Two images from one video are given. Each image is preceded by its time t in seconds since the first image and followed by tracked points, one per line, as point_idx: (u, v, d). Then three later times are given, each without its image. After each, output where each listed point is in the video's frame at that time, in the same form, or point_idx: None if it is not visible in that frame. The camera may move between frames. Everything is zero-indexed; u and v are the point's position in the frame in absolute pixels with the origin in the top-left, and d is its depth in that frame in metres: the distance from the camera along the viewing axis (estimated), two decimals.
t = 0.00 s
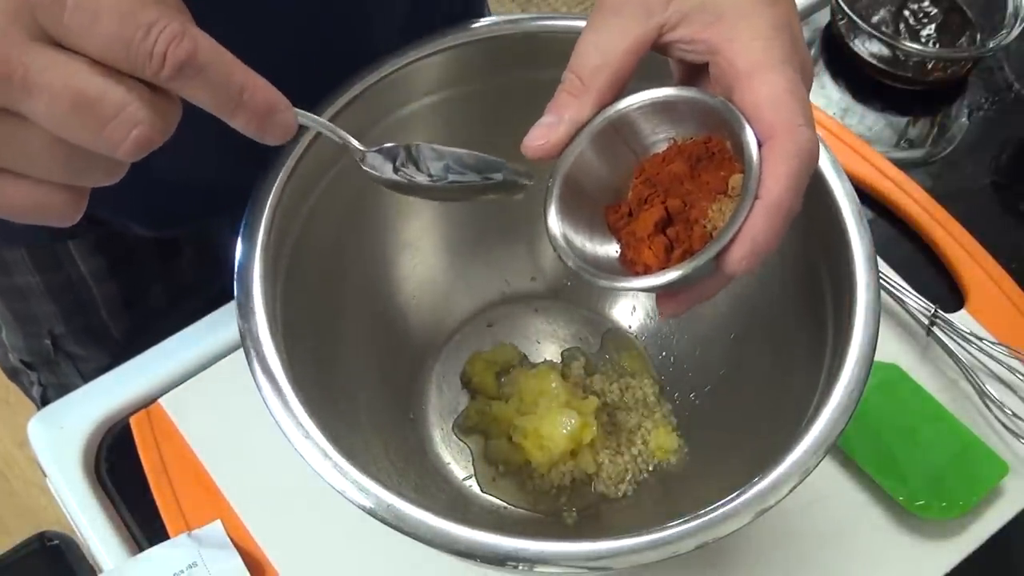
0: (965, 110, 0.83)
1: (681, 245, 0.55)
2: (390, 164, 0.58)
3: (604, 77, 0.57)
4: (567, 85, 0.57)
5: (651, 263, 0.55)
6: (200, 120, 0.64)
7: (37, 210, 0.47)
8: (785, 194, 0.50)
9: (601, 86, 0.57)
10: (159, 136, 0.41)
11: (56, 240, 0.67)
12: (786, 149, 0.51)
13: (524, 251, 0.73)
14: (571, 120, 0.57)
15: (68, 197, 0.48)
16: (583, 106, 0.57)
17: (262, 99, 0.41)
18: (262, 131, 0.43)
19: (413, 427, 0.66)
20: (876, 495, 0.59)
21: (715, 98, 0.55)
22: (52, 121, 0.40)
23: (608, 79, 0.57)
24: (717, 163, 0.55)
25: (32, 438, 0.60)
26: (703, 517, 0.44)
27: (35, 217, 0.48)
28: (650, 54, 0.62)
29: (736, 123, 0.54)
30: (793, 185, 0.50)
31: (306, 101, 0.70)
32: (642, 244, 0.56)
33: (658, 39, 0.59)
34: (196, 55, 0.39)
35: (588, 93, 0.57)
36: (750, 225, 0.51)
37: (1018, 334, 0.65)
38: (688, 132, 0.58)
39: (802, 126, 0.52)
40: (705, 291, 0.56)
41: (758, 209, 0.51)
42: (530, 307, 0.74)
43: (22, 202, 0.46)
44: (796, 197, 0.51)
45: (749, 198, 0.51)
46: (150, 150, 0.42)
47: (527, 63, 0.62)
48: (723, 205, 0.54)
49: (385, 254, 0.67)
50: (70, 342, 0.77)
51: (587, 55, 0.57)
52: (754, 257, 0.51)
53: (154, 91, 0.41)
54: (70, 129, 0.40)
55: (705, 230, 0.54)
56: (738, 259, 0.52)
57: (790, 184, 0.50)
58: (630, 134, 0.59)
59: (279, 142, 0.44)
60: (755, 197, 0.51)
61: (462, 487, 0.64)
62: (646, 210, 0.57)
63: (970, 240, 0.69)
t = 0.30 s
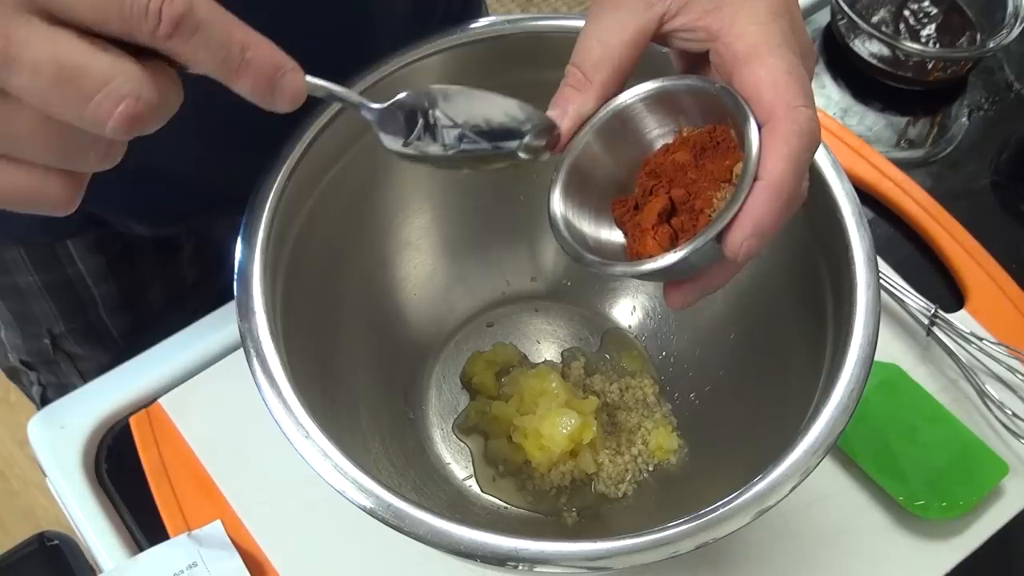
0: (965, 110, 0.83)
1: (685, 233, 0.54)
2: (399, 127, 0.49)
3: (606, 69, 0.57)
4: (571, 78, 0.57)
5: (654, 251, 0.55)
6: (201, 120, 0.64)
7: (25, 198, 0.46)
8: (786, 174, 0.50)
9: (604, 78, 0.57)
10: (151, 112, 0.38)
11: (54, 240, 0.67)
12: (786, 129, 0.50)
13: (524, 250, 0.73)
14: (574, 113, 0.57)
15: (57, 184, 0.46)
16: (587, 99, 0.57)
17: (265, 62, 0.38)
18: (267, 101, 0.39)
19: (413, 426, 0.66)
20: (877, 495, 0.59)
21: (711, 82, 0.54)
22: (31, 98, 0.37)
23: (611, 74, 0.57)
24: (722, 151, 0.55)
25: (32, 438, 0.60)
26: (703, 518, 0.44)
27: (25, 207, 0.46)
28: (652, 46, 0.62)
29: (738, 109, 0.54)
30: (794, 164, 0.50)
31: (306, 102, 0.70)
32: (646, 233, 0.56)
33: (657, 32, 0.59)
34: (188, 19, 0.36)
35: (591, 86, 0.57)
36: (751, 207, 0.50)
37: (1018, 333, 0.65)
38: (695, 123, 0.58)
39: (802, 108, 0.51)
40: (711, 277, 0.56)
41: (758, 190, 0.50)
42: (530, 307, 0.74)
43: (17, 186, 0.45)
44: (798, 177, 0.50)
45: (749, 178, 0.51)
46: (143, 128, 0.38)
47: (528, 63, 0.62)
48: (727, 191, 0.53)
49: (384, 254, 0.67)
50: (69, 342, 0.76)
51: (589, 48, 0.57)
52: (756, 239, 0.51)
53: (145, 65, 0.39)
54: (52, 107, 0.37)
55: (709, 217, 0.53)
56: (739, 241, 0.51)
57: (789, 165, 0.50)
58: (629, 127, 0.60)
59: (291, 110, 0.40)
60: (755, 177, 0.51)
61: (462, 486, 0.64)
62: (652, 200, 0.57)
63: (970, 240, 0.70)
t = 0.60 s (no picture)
0: (965, 110, 0.83)
1: (671, 235, 0.54)
2: (413, 119, 0.50)
3: (595, 65, 0.57)
4: (559, 73, 0.58)
5: (639, 252, 0.55)
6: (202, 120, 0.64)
7: (41, 173, 0.45)
8: (776, 183, 0.50)
9: (593, 74, 0.57)
10: (172, 84, 0.39)
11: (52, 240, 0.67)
12: (777, 137, 0.51)
13: (524, 250, 0.73)
14: (563, 107, 0.58)
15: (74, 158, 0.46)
16: (575, 93, 0.57)
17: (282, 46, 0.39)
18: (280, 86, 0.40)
19: (412, 427, 0.66)
20: (877, 495, 0.59)
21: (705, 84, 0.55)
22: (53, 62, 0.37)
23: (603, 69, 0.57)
24: (708, 155, 0.55)
25: (32, 438, 0.60)
26: (703, 518, 0.44)
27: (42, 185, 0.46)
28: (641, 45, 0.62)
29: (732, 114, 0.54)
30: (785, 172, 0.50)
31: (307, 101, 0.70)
32: (630, 234, 0.56)
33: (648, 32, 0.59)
34: None
35: (580, 81, 0.57)
36: (744, 217, 0.51)
37: (1018, 333, 0.65)
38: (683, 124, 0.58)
39: (793, 117, 0.52)
40: (695, 279, 0.56)
41: (751, 199, 0.50)
42: (530, 307, 0.74)
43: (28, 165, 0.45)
44: (788, 185, 0.51)
45: (742, 187, 0.51)
46: (157, 98, 0.39)
47: (528, 63, 0.62)
48: (715, 195, 0.54)
49: (384, 254, 0.67)
50: (69, 342, 0.76)
51: (579, 44, 0.57)
52: (747, 248, 0.51)
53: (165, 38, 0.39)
54: (75, 74, 0.38)
55: (696, 220, 0.54)
56: (730, 251, 0.51)
57: (780, 174, 0.50)
58: (619, 129, 0.60)
59: (308, 97, 0.42)
60: (748, 186, 0.51)
61: (462, 486, 0.64)
62: (637, 201, 0.57)
63: (970, 240, 0.69)
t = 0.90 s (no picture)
0: (965, 110, 0.83)
1: (693, 273, 0.59)
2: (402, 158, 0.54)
3: (608, 110, 0.57)
4: (575, 118, 0.58)
5: (665, 292, 0.60)
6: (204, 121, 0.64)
7: (49, 215, 0.46)
8: (779, 231, 0.52)
9: (607, 117, 0.57)
10: (172, 144, 0.40)
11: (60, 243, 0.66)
12: (781, 186, 0.51)
13: (524, 250, 0.73)
14: (579, 153, 0.58)
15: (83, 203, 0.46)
16: (589, 138, 0.58)
17: (281, 110, 0.39)
18: (279, 142, 0.41)
19: (412, 427, 0.66)
20: (877, 495, 0.59)
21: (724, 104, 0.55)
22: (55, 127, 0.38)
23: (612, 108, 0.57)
24: (722, 188, 0.58)
25: (32, 438, 0.60)
26: (703, 517, 0.44)
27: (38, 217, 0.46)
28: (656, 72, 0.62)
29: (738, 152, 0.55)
30: (787, 220, 0.51)
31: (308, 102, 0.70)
32: (655, 272, 0.60)
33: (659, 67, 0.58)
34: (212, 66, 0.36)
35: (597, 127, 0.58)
36: (752, 266, 0.53)
37: (1018, 334, 0.65)
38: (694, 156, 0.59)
39: (801, 161, 0.52)
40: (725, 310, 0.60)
41: (758, 247, 0.53)
42: (530, 308, 0.74)
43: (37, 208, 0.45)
44: (796, 233, 0.52)
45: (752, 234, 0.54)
46: (166, 160, 0.40)
47: (528, 64, 0.62)
48: (729, 232, 0.57)
49: (384, 254, 0.67)
50: (73, 342, 0.76)
51: (590, 88, 0.57)
52: (760, 290, 0.54)
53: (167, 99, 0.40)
54: (79, 138, 0.38)
55: (713, 257, 0.58)
56: (743, 294, 0.55)
57: (787, 224, 0.52)
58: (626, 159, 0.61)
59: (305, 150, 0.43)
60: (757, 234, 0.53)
61: (462, 486, 0.64)
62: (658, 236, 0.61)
63: (970, 240, 0.70)
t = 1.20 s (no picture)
0: (965, 110, 0.83)
1: (720, 245, 0.55)
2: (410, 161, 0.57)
3: (638, 80, 0.55)
4: (602, 87, 0.56)
5: (688, 265, 0.56)
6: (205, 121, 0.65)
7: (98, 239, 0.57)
8: (834, 201, 0.50)
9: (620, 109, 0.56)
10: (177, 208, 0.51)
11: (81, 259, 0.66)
12: (834, 155, 0.51)
13: (524, 250, 0.73)
14: (607, 123, 0.56)
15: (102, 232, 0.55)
16: (618, 109, 0.56)
17: (253, 159, 0.47)
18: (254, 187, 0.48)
19: (412, 427, 0.66)
20: (876, 495, 0.59)
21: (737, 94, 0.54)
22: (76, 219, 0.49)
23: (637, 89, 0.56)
24: (749, 161, 0.55)
25: (32, 438, 0.60)
26: (703, 517, 0.44)
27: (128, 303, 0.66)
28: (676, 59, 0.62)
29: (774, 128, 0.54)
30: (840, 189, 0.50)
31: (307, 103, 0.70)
32: (677, 247, 0.57)
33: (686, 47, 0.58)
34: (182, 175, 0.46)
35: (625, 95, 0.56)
36: (800, 236, 0.51)
37: (1018, 334, 0.65)
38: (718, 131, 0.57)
39: (848, 135, 0.52)
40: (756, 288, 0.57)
41: (808, 215, 0.50)
42: (531, 308, 0.74)
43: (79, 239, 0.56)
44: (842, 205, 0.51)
45: (798, 205, 0.51)
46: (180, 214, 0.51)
47: (527, 64, 0.62)
48: (759, 203, 0.55)
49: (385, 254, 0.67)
50: (96, 358, 0.76)
51: (620, 56, 0.56)
52: (805, 263, 0.51)
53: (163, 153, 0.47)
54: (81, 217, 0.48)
55: (741, 229, 0.55)
56: (789, 265, 0.52)
57: (836, 196, 0.50)
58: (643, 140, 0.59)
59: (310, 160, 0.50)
60: (804, 204, 0.51)
61: (463, 487, 0.64)
62: (680, 210, 0.57)
63: (970, 240, 0.69)
